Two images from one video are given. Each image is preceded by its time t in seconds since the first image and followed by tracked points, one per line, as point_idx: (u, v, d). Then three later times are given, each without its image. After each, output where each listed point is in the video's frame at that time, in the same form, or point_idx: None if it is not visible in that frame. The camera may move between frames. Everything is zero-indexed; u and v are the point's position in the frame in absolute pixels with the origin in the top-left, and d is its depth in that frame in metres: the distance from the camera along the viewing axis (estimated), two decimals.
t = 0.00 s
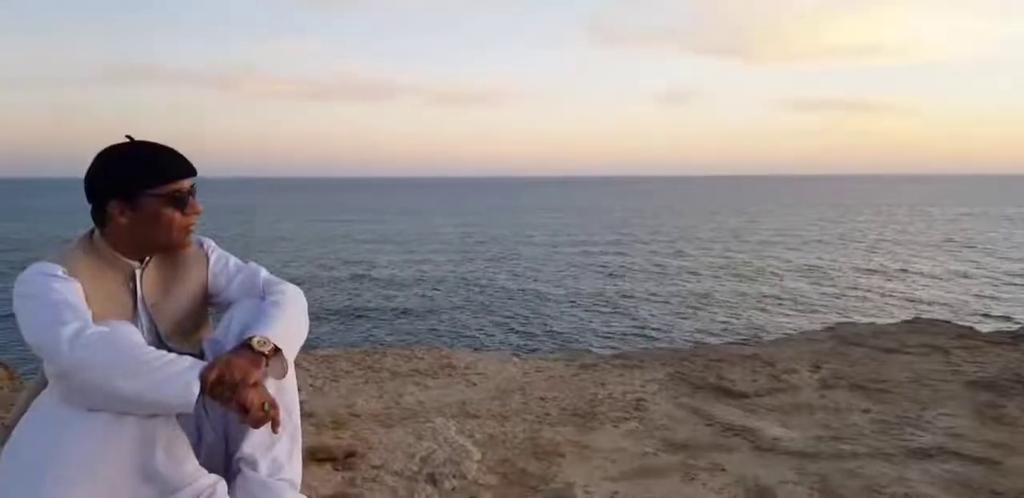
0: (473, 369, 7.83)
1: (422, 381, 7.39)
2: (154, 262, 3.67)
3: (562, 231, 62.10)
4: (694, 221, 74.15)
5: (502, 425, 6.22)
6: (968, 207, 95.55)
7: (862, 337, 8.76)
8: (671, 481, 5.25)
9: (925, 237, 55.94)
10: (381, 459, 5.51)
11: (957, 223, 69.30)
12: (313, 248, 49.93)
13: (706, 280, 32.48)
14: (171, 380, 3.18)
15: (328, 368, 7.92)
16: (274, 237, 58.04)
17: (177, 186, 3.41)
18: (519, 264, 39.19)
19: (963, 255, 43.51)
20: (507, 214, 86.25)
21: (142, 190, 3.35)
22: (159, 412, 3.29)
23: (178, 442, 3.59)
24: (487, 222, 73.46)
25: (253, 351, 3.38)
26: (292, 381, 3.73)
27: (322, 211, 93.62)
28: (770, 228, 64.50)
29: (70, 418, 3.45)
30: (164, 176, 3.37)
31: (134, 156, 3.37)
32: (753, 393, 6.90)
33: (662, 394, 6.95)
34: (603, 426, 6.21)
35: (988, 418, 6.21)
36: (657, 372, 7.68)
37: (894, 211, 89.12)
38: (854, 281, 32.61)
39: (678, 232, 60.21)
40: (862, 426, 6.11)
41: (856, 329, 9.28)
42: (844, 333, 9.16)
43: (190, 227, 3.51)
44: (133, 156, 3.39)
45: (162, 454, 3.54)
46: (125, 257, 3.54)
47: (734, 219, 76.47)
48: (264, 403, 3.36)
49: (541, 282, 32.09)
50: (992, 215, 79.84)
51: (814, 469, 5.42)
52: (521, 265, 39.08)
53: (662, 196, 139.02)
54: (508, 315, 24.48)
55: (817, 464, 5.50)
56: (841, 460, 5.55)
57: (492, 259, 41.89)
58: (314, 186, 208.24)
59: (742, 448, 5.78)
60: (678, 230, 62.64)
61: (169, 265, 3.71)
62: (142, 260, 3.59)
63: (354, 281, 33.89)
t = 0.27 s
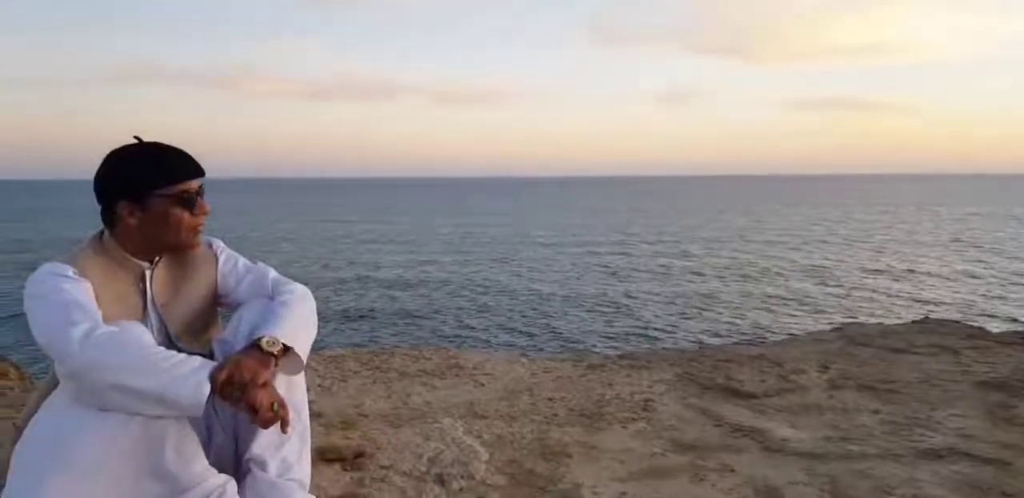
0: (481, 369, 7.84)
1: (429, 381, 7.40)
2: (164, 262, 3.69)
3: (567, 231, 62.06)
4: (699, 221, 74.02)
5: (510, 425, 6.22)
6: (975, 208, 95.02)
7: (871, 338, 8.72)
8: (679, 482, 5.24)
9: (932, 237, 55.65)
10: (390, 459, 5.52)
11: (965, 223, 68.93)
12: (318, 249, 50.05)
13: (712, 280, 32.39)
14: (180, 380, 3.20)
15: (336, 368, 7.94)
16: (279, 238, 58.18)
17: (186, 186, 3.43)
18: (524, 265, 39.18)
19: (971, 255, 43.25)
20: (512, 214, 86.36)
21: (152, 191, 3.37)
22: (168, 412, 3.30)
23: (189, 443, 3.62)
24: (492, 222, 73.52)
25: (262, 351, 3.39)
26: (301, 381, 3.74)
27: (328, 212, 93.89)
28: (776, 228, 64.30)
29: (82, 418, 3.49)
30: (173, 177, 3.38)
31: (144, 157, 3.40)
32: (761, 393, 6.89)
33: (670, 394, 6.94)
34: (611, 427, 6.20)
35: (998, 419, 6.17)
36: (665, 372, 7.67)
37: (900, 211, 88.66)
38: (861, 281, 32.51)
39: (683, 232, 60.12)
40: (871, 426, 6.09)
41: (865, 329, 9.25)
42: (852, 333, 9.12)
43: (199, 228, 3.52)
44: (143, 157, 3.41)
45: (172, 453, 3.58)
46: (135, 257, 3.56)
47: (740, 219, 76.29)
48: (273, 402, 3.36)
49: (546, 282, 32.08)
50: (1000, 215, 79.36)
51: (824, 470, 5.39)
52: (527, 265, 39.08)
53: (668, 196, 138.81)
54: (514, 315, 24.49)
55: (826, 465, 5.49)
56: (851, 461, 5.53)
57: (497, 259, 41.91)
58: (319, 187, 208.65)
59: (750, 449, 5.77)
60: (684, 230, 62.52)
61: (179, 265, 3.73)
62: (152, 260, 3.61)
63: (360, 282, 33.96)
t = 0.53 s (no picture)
0: (495, 370, 7.85)
1: (444, 381, 7.42)
2: (183, 263, 3.76)
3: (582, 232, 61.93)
4: (714, 221, 73.59)
5: (525, 426, 6.23)
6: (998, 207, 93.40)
7: (890, 339, 8.63)
8: (696, 484, 5.22)
9: (953, 236, 54.82)
10: (406, 459, 5.55)
11: (987, 223, 67.80)
12: (333, 250, 50.37)
13: (728, 280, 32.14)
14: (201, 377, 3.27)
15: (352, 369, 7.99)
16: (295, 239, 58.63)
17: (205, 188, 3.52)
18: (539, 265, 39.17)
19: (994, 255, 42.54)
20: (526, 215, 86.35)
21: (173, 193, 3.46)
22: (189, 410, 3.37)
23: (208, 443, 3.67)
24: (506, 223, 73.60)
25: (280, 352, 3.50)
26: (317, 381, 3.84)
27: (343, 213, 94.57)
28: (793, 227, 63.68)
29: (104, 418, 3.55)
30: (192, 179, 3.47)
31: (164, 160, 3.48)
32: (779, 395, 6.83)
33: (687, 396, 6.90)
34: (627, 428, 6.19)
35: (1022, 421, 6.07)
36: (680, 373, 7.64)
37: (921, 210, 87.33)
38: (880, 281, 32.17)
39: (697, 233, 59.79)
40: (892, 428, 6.02)
41: (883, 330, 9.15)
42: (871, 334, 9.02)
43: (217, 229, 3.61)
44: (163, 158, 3.50)
45: (192, 453, 3.63)
46: (155, 258, 3.62)
47: (756, 219, 75.62)
48: (291, 402, 3.49)
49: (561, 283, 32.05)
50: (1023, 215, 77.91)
51: (843, 473, 5.34)
52: (542, 266, 39.05)
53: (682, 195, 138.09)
54: (530, 316, 24.48)
55: (846, 467, 5.43)
56: (871, 463, 5.47)
57: (511, 260, 41.94)
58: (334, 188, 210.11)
59: (768, 451, 5.73)
60: (699, 230, 62.11)
61: (198, 267, 3.81)
62: (172, 261, 3.68)
63: (375, 283, 34.10)
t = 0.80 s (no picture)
0: (513, 370, 7.85)
1: (462, 382, 7.44)
2: (205, 262, 3.84)
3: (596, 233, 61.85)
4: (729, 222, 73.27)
5: (543, 427, 6.22)
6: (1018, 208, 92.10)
7: (913, 341, 8.53)
8: (716, 486, 5.20)
9: (973, 238, 54.05)
10: (425, 459, 5.57)
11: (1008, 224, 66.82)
12: (349, 250, 50.65)
13: (743, 282, 31.95)
14: (223, 376, 3.33)
15: (371, 368, 8.04)
16: (310, 240, 59.03)
17: (227, 188, 3.63)
18: (553, 266, 39.18)
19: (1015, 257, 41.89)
20: (540, 216, 86.36)
21: (194, 192, 3.56)
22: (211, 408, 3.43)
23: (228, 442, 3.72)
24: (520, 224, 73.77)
25: (301, 350, 3.55)
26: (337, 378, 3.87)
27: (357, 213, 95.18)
28: (809, 229, 63.18)
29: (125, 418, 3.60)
30: (214, 179, 3.57)
31: (188, 160, 3.59)
32: (800, 397, 6.78)
33: (706, 397, 6.87)
34: (646, 430, 6.16)
35: None
36: (700, 375, 7.59)
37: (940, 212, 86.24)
38: (898, 284, 31.87)
39: (713, 234, 59.50)
40: (914, 432, 5.95)
41: (905, 333, 9.05)
42: (893, 336, 8.93)
43: (238, 228, 3.70)
44: (185, 160, 3.60)
45: (213, 452, 3.69)
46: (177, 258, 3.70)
47: (771, 220, 75.12)
48: (311, 401, 3.54)
49: (575, 284, 32.06)
50: None
51: (865, 476, 5.29)
52: (556, 267, 39.04)
53: (697, 196, 137.46)
54: (544, 317, 24.49)
55: (868, 471, 5.38)
56: (893, 466, 5.42)
57: (525, 261, 41.99)
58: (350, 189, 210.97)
59: (789, 453, 5.68)
60: (714, 232, 61.80)
61: (220, 267, 3.89)
62: (194, 260, 3.76)
63: (390, 283, 34.28)
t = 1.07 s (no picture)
0: (530, 370, 7.86)
1: (479, 381, 7.45)
2: (224, 262, 4.05)
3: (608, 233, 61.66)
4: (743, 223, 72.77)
5: (560, 427, 6.22)
6: None
7: (932, 343, 8.46)
8: (734, 486, 5.18)
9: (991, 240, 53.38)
10: (442, 458, 5.59)
11: None
12: (361, 251, 50.76)
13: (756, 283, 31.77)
14: (242, 374, 3.52)
15: (388, 367, 8.07)
16: (323, 240, 59.19)
17: (246, 187, 3.80)
18: (565, 267, 39.11)
19: None
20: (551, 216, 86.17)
21: (214, 193, 3.74)
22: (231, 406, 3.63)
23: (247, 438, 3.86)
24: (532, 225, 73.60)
25: (319, 349, 3.73)
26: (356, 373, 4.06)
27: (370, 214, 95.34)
28: (824, 230, 62.67)
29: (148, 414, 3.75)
30: (233, 179, 3.75)
31: (208, 160, 3.77)
32: (818, 398, 6.74)
33: (723, 398, 6.85)
34: (663, 430, 6.15)
35: None
36: (717, 376, 7.57)
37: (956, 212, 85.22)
38: (915, 285, 31.55)
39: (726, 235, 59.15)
40: (934, 433, 5.90)
41: (925, 334, 8.97)
42: (912, 338, 8.86)
43: (256, 226, 3.88)
44: (205, 159, 3.78)
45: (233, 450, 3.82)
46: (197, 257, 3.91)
47: (785, 221, 74.61)
48: (328, 399, 3.71)
49: (586, 285, 32.05)
50: None
51: (884, 477, 5.26)
52: (568, 267, 38.98)
53: (710, 197, 136.60)
54: (556, 318, 24.49)
55: (886, 472, 5.35)
56: (912, 468, 5.38)
57: (537, 261, 41.97)
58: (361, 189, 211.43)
59: (807, 454, 5.66)
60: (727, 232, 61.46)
61: (239, 265, 4.10)
62: (213, 260, 3.97)
63: (402, 283, 34.34)
